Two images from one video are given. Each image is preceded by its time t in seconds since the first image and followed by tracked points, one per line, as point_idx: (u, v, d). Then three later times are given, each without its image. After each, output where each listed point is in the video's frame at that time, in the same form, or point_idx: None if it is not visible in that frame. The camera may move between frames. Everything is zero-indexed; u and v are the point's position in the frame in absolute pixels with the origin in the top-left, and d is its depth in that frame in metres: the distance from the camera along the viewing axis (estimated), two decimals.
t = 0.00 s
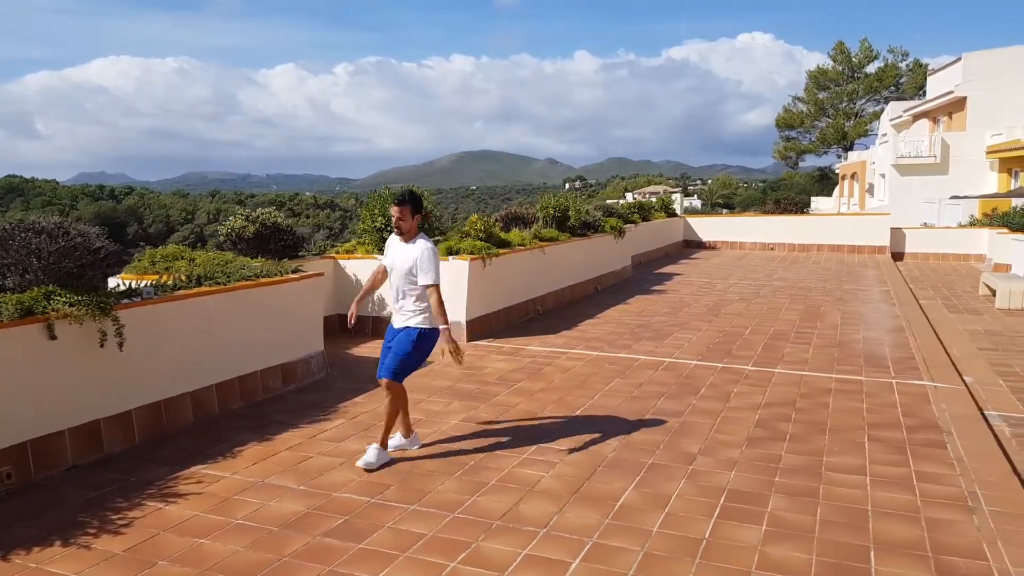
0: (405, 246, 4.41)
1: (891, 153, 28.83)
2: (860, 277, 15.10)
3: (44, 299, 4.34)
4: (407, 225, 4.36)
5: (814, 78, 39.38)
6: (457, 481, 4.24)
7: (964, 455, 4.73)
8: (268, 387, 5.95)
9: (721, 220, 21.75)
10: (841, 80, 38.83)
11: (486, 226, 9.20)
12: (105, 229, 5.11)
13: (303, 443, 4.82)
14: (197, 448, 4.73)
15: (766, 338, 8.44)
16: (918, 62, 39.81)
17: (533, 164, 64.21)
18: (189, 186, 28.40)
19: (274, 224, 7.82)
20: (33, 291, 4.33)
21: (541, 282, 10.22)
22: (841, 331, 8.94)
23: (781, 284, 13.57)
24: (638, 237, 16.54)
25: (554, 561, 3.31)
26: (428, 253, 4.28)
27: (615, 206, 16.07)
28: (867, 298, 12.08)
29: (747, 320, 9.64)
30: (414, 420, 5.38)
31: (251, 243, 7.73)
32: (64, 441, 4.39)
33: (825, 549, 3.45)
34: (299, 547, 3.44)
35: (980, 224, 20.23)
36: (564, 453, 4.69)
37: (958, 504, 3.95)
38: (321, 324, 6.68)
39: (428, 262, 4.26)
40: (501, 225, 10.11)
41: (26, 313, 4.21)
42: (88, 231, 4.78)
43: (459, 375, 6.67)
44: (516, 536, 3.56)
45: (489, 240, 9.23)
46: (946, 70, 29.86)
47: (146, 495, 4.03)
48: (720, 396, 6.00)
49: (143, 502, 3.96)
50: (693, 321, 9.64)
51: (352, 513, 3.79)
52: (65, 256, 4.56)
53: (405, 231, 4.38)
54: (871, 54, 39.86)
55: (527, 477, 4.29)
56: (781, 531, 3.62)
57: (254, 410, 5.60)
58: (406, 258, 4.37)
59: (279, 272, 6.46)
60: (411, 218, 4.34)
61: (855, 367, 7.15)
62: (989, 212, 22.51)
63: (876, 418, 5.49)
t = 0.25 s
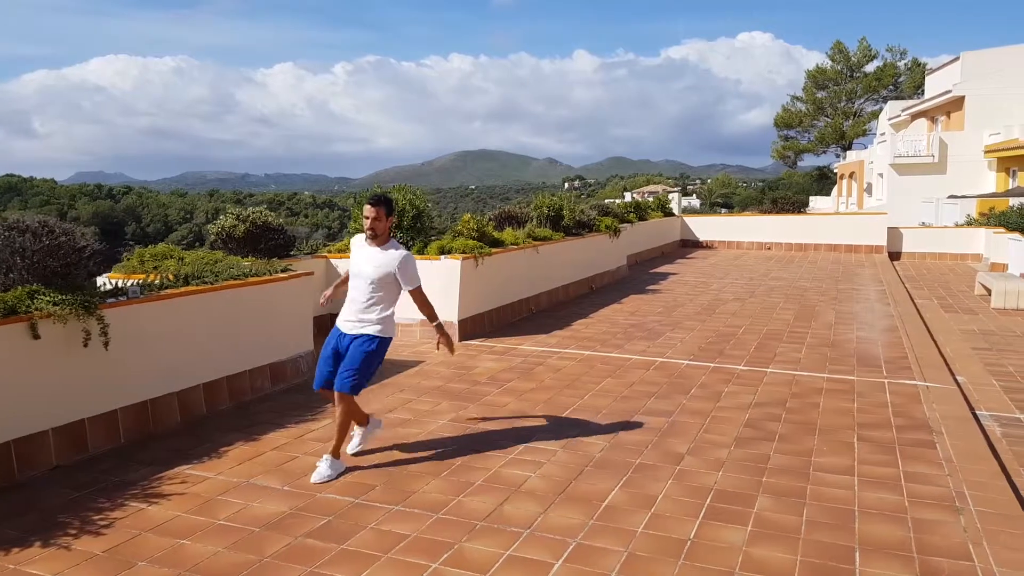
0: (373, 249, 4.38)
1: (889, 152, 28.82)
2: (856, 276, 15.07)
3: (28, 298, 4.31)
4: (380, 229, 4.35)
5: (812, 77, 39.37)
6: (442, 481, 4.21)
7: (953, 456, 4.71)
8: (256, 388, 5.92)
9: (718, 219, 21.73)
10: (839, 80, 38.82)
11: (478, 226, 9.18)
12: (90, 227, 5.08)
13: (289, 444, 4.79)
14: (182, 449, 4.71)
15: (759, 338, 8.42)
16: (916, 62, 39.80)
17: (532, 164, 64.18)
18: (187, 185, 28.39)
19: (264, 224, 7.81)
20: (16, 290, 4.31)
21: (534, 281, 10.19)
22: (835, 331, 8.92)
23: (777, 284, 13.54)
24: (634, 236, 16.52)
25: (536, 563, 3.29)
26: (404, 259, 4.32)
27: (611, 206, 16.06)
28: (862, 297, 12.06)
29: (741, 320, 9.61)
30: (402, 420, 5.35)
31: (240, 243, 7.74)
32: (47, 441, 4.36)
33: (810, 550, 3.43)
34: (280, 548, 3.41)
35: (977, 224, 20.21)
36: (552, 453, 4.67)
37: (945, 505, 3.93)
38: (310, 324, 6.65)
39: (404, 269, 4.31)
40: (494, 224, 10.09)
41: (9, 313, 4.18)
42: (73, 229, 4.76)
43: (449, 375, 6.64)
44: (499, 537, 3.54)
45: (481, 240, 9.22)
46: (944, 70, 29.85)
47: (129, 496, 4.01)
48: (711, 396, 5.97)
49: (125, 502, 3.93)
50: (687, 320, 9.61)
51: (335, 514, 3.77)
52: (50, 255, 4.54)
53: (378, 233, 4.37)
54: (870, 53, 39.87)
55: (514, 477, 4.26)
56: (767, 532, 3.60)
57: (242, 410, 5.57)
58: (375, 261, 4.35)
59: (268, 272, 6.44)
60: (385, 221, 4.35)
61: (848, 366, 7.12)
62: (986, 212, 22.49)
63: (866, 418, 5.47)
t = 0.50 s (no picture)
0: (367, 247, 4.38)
1: (887, 152, 28.81)
2: (854, 276, 15.05)
3: (15, 297, 4.29)
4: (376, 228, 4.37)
5: (811, 77, 39.32)
6: (432, 481, 4.17)
7: (947, 456, 4.68)
8: (248, 387, 5.89)
9: (716, 219, 21.69)
10: (838, 80, 38.81)
11: (473, 225, 9.15)
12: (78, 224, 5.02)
13: (279, 444, 4.76)
14: (170, 449, 4.67)
15: (754, 337, 8.39)
16: (915, 62, 39.79)
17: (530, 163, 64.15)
18: (185, 185, 28.33)
19: (258, 223, 7.79)
20: (4, 290, 4.28)
21: (530, 281, 10.16)
22: (831, 330, 8.89)
23: (773, 284, 13.52)
24: (631, 236, 16.50)
25: (524, 564, 3.26)
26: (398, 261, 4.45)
27: (608, 205, 16.03)
28: (859, 297, 12.03)
29: (737, 319, 9.58)
30: (393, 420, 5.32)
31: (233, 242, 7.72)
32: (34, 441, 4.33)
33: (801, 550, 3.40)
34: (266, 549, 3.38)
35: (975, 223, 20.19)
36: (543, 453, 4.64)
37: (938, 506, 3.90)
38: (302, 323, 6.62)
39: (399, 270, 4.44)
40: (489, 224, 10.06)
41: None
42: (62, 226, 4.71)
43: (442, 375, 6.61)
44: (488, 538, 3.51)
45: (476, 239, 9.19)
46: (942, 69, 29.82)
47: (115, 496, 3.97)
48: (705, 396, 5.94)
49: (111, 503, 3.89)
50: (683, 320, 9.58)
51: (322, 515, 3.74)
52: (37, 253, 4.50)
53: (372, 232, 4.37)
54: (868, 53, 39.87)
55: (504, 477, 4.23)
56: (758, 533, 3.56)
57: (233, 410, 5.54)
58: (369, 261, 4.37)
59: (261, 271, 6.40)
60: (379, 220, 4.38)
61: (843, 366, 7.09)
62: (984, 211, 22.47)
63: (860, 417, 5.44)
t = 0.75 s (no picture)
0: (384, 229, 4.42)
1: (885, 151, 28.77)
2: (851, 275, 15.01)
3: None
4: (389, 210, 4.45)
5: (810, 76, 39.27)
6: (422, 482, 4.12)
7: (943, 457, 4.63)
8: (238, 387, 5.84)
9: (714, 218, 21.65)
10: (836, 79, 38.78)
11: (468, 223, 9.10)
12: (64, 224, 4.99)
13: (267, 444, 4.70)
14: (158, 449, 4.61)
15: (750, 337, 8.34)
16: (913, 61, 39.75)
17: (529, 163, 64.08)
18: (182, 184, 28.23)
19: (249, 221, 7.76)
20: None
21: (526, 280, 10.11)
22: (828, 330, 8.84)
23: (771, 283, 13.47)
24: (629, 235, 16.44)
25: (513, 566, 3.20)
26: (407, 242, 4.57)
27: (605, 205, 15.98)
28: (857, 296, 11.99)
29: (733, 319, 9.53)
30: (384, 420, 5.26)
31: (223, 240, 7.70)
32: (19, 441, 4.26)
33: (794, 553, 3.34)
34: (250, 551, 3.32)
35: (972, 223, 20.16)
36: (535, 453, 4.58)
37: (934, 507, 3.85)
38: (294, 322, 6.56)
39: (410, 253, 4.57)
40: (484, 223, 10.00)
41: None
42: (48, 225, 4.68)
43: (435, 374, 6.56)
44: (477, 540, 3.45)
45: (471, 238, 9.14)
46: (941, 68, 29.77)
47: (99, 497, 3.90)
48: (699, 395, 5.89)
49: (95, 504, 3.82)
50: (679, 319, 9.53)
51: (309, 516, 3.68)
52: (22, 251, 4.45)
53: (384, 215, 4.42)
54: (867, 53, 39.83)
55: (495, 478, 4.17)
56: (751, 535, 3.51)
57: (222, 410, 5.48)
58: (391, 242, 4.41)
59: (252, 269, 6.34)
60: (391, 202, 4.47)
61: (839, 366, 7.04)
62: (982, 211, 22.45)
63: (856, 418, 5.39)
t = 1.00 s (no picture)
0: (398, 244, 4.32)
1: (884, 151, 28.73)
2: (849, 275, 14.98)
3: None
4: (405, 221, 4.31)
5: (808, 76, 39.22)
6: (412, 483, 4.08)
7: (940, 457, 4.58)
8: (229, 386, 5.79)
9: (712, 217, 21.60)
10: (835, 79, 38.74)
11: (463, 223, 9.07)
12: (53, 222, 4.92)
13: (257, 444, 4.66)
14: (146, 449, 4.57)
15: (747, 336, 8.30)
16: (912, 61, 39.72)
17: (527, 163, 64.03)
18: (179, 183, 28.14)
19: (243, 219, 7.71)
20: None
21: (521, 279, 10.07)
22: (825, 329, 8.81)
23: (768, 282, 13.43)
24: (626, 234, 16.40)
25: (502, 568, 3.16)
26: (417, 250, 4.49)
27: (603, 204, 15.94)
28: (854, 296, 11.95)
29: (730, 318, 9.49)
30: (376, 419, 5.22)
31: (216, 238, 7.65)
32: (5, 441, 4.21)
33: (787, 554, 3.30)
34: (236, 553, 3.27)
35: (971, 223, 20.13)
36: (527, 453, 4.54)
37: (929, 508, 3.81)
38: (287, 321, 6.51)
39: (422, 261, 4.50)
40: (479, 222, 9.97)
41: None
42: (36, 221, 4.60)
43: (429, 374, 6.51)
44: (466, 541, 3.41)
45: (466, 237, 9.11)
46: (940, 68, 29.74)
47: (85, 497, 3.85)
48: (694, 395, 5.85)
49: (81, 504, 3.77)
50: (675, 318, 9.49)
51: (297, 517, 3.64)
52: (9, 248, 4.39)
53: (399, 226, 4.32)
54: (866, 52, 39.79)
55: (486, 479, 4.13)
56: (743, 536, 3.47)
57: (213, 409, 5.44)
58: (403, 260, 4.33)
59: (244, 267, 6.30)
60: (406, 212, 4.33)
61: (836, 365, 7.01)
62: (981, 211, 22.42)
63: (852, 417, 5.34)
